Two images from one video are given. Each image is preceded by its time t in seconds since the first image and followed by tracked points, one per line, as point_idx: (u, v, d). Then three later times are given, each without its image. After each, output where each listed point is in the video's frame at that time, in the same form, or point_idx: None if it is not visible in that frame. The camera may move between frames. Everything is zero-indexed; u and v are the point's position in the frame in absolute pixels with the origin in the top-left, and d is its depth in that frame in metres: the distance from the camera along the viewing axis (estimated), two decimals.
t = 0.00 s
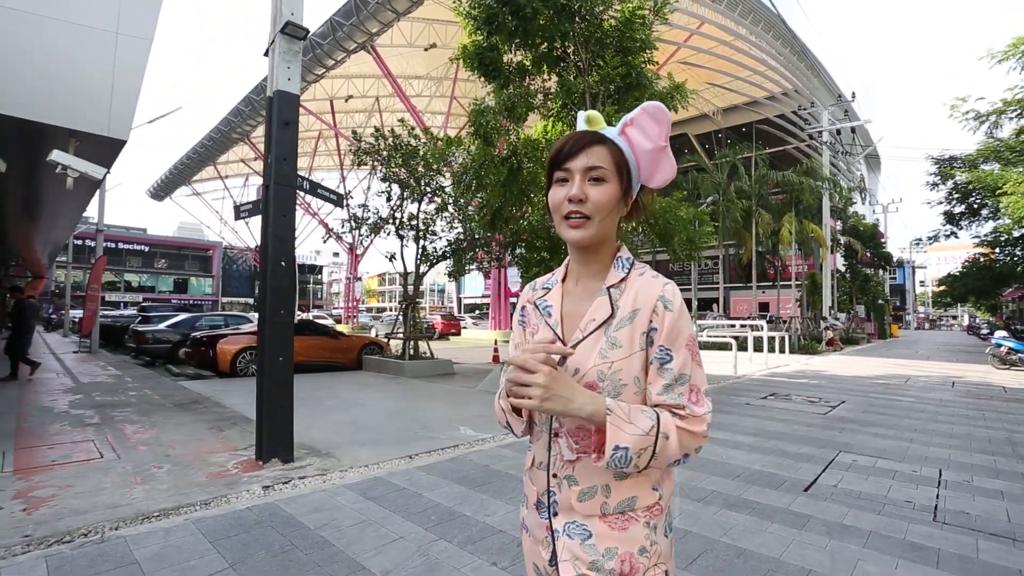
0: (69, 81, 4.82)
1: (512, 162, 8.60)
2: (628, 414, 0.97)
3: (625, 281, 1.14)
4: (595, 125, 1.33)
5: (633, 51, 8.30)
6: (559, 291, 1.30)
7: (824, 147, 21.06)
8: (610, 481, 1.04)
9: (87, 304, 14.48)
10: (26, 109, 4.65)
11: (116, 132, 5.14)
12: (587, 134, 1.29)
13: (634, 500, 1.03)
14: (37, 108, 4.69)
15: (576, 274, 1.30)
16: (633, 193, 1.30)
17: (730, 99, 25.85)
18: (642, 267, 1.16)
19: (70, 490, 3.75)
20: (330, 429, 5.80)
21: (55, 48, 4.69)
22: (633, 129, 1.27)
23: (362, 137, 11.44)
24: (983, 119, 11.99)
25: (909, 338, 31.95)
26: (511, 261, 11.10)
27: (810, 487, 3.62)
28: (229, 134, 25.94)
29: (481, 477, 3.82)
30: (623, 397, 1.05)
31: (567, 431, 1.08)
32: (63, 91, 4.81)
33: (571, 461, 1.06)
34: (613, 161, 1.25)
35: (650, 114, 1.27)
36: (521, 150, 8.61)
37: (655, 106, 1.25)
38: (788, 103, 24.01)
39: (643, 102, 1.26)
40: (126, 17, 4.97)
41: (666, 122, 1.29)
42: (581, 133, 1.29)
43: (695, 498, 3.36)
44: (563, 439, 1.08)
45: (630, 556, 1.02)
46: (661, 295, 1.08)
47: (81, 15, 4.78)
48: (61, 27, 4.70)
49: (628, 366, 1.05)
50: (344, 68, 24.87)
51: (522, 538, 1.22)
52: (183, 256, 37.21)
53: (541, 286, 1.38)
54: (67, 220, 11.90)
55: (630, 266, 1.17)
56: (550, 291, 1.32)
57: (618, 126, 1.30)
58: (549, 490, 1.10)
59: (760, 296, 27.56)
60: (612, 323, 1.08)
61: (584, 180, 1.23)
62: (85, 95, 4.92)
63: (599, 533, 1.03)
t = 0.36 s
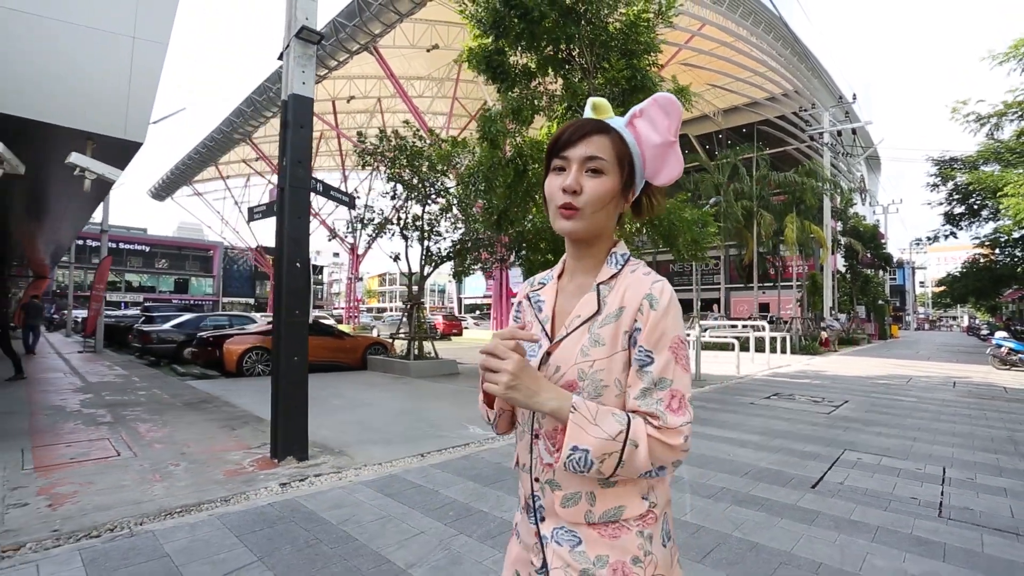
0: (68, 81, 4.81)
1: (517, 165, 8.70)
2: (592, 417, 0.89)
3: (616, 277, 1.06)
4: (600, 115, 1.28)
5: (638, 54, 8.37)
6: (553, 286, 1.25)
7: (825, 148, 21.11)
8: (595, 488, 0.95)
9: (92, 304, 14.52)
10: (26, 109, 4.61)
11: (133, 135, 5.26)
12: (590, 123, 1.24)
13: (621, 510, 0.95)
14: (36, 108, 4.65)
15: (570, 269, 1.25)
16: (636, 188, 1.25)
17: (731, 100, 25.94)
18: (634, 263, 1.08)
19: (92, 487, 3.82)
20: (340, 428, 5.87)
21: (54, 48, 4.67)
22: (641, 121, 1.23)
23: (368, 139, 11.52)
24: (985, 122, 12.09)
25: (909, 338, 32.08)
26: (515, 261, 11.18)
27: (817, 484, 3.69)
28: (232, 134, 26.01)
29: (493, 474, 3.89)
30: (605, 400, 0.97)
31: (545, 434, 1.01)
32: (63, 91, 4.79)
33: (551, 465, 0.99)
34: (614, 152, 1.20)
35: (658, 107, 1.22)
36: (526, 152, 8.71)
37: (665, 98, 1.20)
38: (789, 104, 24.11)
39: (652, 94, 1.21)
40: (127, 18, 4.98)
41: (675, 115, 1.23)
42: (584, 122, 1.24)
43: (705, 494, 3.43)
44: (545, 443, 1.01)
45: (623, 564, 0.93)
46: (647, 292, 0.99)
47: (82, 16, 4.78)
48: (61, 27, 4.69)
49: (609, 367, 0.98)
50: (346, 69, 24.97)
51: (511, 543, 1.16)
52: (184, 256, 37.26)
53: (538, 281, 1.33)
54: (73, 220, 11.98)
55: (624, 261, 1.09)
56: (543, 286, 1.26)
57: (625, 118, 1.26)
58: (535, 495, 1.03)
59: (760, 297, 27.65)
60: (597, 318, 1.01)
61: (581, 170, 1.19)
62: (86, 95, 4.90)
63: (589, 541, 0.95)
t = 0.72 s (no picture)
0: (72, 81, 4.81)
1: (524, 166, 8.81)
2: (698, 406, 0.97)
3: (662, 278, 1.14)
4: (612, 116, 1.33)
5: (643, 56, 8.46)
6: (586, 286, 1.26)
7: (826, 149, 21.15)
8: (652, 486, 1.04)
9: (98, 304, 14.60)
10: (41, 109, 4.67)
11: (152, 136, 5.30)
12: (604, 123, 1.29)
13: (676, 503, 1.04)
14: (46, 107, 4.68)
15: (602, 269, 1.28)
16: (657, 180, 1.29)
17: (732, 101, 26.01)
18: (677, 265, 1.17)
19: (117, 484, 3.91)
20: (352, 427, 5.96)
21: (56, 48, 4.67)
22: (649, 115, 1.29)
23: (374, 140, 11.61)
24: (986, 123, 12.15)
25: (910, 338, 32.12)
26: (520, 261, 11.26)
27: (826, 481, 3.79)
28: (234, 135, 26.04)
29: (509, 472, 3.98)
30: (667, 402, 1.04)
31: (605, 435, 1.06)
32: (67, 91, 4.79)
33: (613, 468, 1.04)
34: (634, 147, 1.25)
35: (665, 98, 1.27)
36: (532, 153, 8.80)
37: (670, 89, 1.25)
38: (790, 104, 24.22)
39: (658, 87, 1.26)
40: (127, 17, 4.98)
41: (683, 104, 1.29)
42: (599, 123, 1.30)
43: (719, 490, 3.52)
44: (602, 445, 1.07)
45: (678, 558, 1.02)
46: (703, 293, 1.10)
47: (82, 16, 4.78)
48: (62, 28, 4.69)
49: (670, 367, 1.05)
50: (348, 69, 25.01)
51: (530, 542, 1.19)
52: (185, 256, 37.32)
53: (562, 280, 1.35)
54: (80, 221, 12.06)
55: (666, 262, 1.18)
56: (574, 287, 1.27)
57: (635, 114, 1.31)
58: (585, 498, 1.08)
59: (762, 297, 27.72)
60: (653, 321, 1.07)
61: (605, 167, 1.23)
62: (89, 94, 4.90)
63: (645, 538, 1.02)
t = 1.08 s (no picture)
0: (91, 86, 4.92)
1: (528, 167, 8.90)
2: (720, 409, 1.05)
3: (672, 281, 1.17)
4: (614, 119, 1.30)
5: (647, 59, 8.55)
6: (592, 289, 1.23)
7: (825, 150, 21.23)
8: (664, 477, 1.08)
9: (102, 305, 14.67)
10: (60, 112, 4.78)
11: (166, 140, 5.43)
12: (608, 127, 1.26)
13: (686, 491, 1.09)
14: (64, 111, 4.79)
15: (606, 270, 1.26)
16: (660, 183, 1.29)
17: (733, 102, 26.13)
18: (683, 268, 1.21)
19: (137, 481, 3.99)
20: (362, 426, 6.04)
21: (57, 49, 4.68)
22: (656, 117, 1.27)
23: (378, 142, 11.69)
24: (986, 125, 12.25)
25: (909, 339, 32.22)
26: (523, 262, 11.35)
27: (831, 477, 3.87)
28: (235, 136, 26.08)
29: (520, 468, 4.06)
30: (682, 399, 1.09)
31: (623, 432, 1.08)
32: (68, 91, 4.80)
33: (630, 463, 1.07)
34: (640, 152, 1.24)
35: (668, 105, 1.27)
36: (537, 155, 8.91)
37: (677, 93, 1.25)
38: (789, 105, 24.33)
39: (663, 92, 1.25)
40: (135, 19, 5.03)
41: (685, 110, 1.28)
42: (604, 127, 1.26)
43: (727, 486, 3.61)
44: (620, 443, 1.08)
45: (688, 544, 1.08)
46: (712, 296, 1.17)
47: (99, 20, 4.86)
48: (83, 34, 4.79)
49: (684, 365, 1.09)
50: (350, 71, 25.09)
51: (534, 544, 1.17)
52: (185, 257, 37.38)
53: (561, 280, 1.31)
54: (85, 223, 12.15)
55: (673, 265, 1.21)
56: (580, 288, 1.24)
57: (639, 117, 1.29)
58: (601, 495, 1.09)
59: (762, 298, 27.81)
60: (667, 324, 1.11)
61: (612, 174, 1.21)
62: (90, 94, 4.90)
63: (659, 528, 1.06)
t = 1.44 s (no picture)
0: (107, 91, 5.00)
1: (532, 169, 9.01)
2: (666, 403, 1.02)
3: (631, 276, 1.16)
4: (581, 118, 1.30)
5: (650, 62, 8.67)
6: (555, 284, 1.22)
7: (825, 152, 21.35)
8: (628, 471, 1.06)
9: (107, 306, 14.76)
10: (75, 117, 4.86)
11: (182, 144, 5.52)
12: (575, 126, 1.26)
13: (649, 487, 1.07)
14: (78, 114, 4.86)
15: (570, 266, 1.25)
16: (624, 183, 1.29)
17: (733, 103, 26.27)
18: (644, 263, 1.19)
19: (158, 478, 4.09)
20: (371, 425, 6.14)
21: (72, 54, 4.76)
22: (621, 121, 1.27)
23: (382, 143, 11.78)
24: (986, 128, 12.38)
25: (909, 339, 32.36)
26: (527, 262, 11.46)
27: (835, 474, 3.98)
28: (237, 137, 26.17)
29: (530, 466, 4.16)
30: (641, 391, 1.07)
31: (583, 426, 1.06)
32: (86, 95, 4.89)
33: (592, 456, 1.04)
34: (604, 151, 1.23)
35: (634, 105, 1.27)
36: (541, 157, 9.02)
37: (641, 97, 1.25)
38: (789, 105, 24.47)
39: (628, 94, 1.26)
40: (153, 27, 5.13)
41: (649, 112, 1.29)
42: (569, 127, 1.26)
43: (734, 483, 3.71)
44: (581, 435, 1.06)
45: (652, 540, 1.06)
46: (670, 288, 1.15)
47: (116, 28, 4.95)
48: (99, 40, 4.88)
49: (642, 357, 1.08)
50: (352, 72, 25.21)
51: (508, 542, 1.15)
52: (187, 257, 37.46)
53: (527, 278, 1.30)
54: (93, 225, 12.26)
55: (634, 261, 1.20)
56: (543, 284, 1.22)
57: (605, 119, 1.30)
58: (565, 487, 1.07)
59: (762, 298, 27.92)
60: (626, 316, 1.09)
61: (576, 170, 1.21)
62: (92, 94, 4.92)
63: (621, 523, 1.04)
